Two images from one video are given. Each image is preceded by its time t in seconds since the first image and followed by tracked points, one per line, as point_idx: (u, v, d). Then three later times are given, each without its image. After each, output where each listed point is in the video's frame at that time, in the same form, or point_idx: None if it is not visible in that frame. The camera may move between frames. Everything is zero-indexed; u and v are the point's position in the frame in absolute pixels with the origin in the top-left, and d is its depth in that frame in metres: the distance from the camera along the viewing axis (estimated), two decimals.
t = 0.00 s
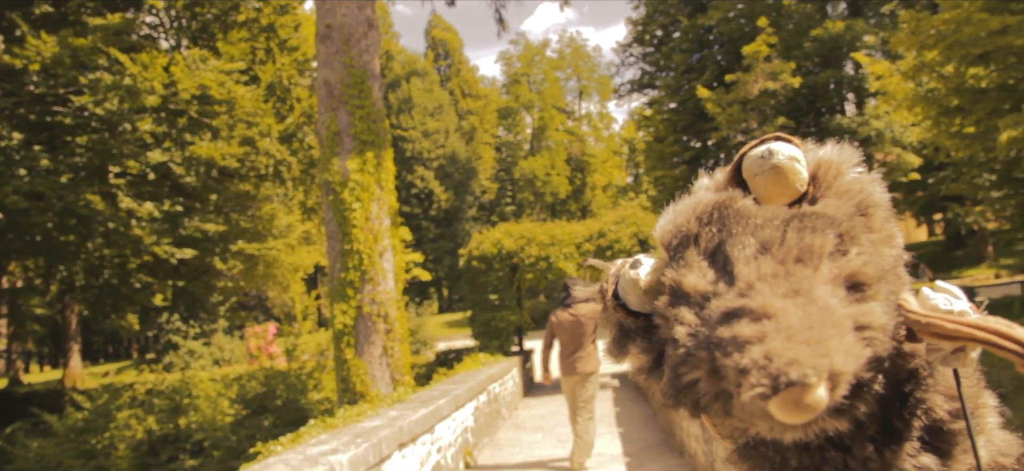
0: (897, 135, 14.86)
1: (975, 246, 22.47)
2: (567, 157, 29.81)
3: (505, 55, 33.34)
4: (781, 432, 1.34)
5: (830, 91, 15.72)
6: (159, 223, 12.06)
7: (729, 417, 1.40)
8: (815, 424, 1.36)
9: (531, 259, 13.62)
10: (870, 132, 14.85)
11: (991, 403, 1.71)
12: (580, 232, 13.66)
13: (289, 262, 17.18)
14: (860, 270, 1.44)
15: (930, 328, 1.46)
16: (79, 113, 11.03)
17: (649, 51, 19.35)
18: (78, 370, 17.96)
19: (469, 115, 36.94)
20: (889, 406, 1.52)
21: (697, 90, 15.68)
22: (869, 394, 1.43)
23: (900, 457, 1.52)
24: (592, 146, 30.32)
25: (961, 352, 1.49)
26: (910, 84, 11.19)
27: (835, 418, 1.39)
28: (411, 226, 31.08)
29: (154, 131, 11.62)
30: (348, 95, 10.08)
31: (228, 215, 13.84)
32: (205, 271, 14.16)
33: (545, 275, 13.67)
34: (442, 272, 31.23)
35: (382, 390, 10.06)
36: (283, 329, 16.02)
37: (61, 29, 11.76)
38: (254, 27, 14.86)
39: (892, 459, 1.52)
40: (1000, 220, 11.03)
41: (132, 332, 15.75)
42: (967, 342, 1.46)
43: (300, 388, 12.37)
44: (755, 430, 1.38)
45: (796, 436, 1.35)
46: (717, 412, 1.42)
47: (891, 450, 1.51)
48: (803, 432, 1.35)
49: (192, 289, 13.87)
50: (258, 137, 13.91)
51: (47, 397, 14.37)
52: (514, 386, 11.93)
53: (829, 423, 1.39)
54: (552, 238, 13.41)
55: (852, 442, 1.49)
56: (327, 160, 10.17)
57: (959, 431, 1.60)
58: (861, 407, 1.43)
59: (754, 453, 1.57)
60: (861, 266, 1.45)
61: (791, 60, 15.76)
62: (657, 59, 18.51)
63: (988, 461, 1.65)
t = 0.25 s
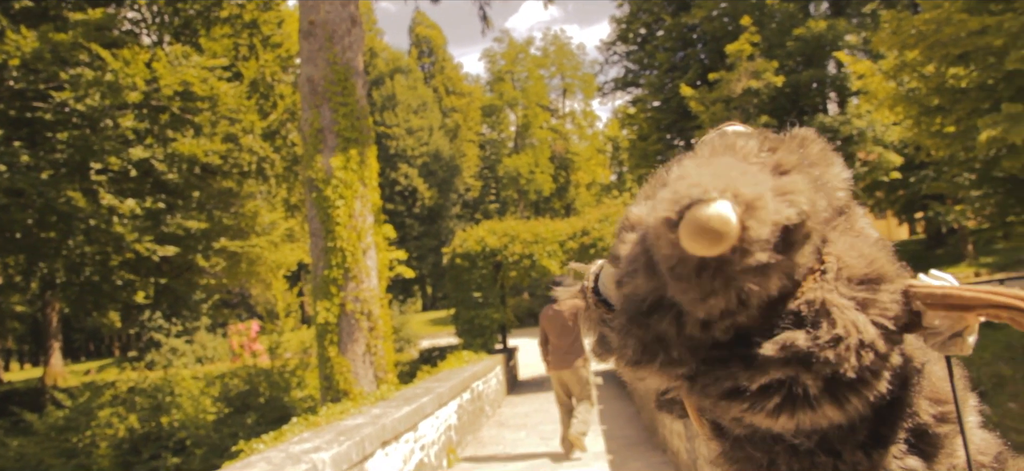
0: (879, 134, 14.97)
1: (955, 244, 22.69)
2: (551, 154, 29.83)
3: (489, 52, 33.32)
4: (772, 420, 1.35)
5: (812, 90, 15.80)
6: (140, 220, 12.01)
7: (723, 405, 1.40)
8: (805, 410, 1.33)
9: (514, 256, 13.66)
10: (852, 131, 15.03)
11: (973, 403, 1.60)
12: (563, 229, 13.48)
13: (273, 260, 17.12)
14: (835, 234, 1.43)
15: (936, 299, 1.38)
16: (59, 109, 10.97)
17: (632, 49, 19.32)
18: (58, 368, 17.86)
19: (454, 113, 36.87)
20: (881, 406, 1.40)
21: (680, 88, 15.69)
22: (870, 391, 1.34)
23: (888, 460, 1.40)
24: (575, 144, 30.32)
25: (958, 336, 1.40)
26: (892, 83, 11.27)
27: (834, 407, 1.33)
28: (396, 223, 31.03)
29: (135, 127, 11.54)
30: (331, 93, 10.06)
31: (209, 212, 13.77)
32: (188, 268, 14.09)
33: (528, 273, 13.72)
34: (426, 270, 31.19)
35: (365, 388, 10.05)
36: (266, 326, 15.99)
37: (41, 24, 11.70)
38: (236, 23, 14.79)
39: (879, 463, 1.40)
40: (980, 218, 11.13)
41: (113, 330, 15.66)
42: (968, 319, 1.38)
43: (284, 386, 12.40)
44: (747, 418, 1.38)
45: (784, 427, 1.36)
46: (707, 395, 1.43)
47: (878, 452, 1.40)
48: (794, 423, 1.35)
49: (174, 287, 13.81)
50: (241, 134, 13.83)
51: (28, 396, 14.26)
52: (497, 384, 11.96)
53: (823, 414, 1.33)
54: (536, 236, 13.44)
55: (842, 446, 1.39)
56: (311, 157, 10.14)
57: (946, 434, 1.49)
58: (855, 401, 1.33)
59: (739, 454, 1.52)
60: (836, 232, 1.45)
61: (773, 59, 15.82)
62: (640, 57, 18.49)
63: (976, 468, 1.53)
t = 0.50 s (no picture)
0: (870, 132, 15.03)
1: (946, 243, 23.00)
2: (543, 152, 29.84)
3: (481, 50, 33.29)
4: (771, 412, 1.18)
5: (803, 88, 15.84)
6: (131, 218, 11.98)
7: (722, 397, 1.23)
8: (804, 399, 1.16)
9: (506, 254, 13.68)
10: (843, 129, 15.11)
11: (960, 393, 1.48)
12: (555, 227, 13.60)
13: (264, 257, 17.10)
14: (846, 227, 1.27)
15: (922, 280, 1.31)
16: (49, 106, 10.96)
17: (623, 47, 19.30)
18: (50, 367, 17.82)
19: (446, 110, 36.90)
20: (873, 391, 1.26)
21: (671, 87, 15.71)
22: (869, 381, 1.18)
23: (877, 451, 1.25)
24: (567, 142, 30.41)
25: (944, 324, 1.29)
26: (882, 81, 11.30)
27: (834, 399, 1.17)
28: (387, 221, 31.07)
29: (126, 124, 11.49)
30: (323, 90, 10.03)
31: (201, 210, 13.74)
32: (179, 266, 14.08)
33: (520, 271, 13.74)
34: (418, 267, 31.20)
35: (357, 386, 10.05)
36: (258, 324, 15.99)
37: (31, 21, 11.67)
38: (227, 21, 14.76)
39: (870, 453, 1.25)
40: (970, 216, 11.17)
41: (105, 328, 15.66)
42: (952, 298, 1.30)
43: (275, 384, 12.40)
44: (746, 411, 1.21)
45: (784, 418, 1.19)
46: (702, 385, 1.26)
47: (869, 443, 1.25)
48: (794, 415, 1.18)
49: (166, 285, 13.79)
50: (232, 131, 13.82)
51: (19, 394, 14.23)
52: (490, 382, 11.97)
53: (822, 404, 1.17)
54: (528, 234, 13.43)
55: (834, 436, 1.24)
56: (301, 154, 10.12)
57: (934, 425, 1.35)
58: (855, 393, 1.17)
59: (732, 446, 1.36)
60: (848, 227, 1.28)
61: (764, 57, 15.85)
62: (631, 55, 18.57)
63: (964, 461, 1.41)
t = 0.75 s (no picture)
0: (870, 132, 15.04)
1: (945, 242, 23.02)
2: (543, 152, 29.85)
3: (481, 49, 33.28)
4: (770, 400, 1.11)
5: (804, 87, 15.83)
6: (131, 217, 11.98)
7: (720, 385, 1.14)
8: (806, 386, 1.09)
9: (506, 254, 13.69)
10: (843, 128, 15.12)
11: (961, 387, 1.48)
12: (556, 226, 13.61)
13: (265, 256, 17.10)
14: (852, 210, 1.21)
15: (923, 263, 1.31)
16: (50, 105, 10.97)
17: (624, 47, 19.28)
18: (50, 365, 17.82)
19: (446, 110, 36.93)
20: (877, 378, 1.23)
21: (672, 86, 15.71)
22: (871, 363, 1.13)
23: (879, 438, 1.23)
24: (568, 141, 30.59)
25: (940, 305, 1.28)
26: (882, 80, 11.30)
27: (833, 386, 1.10)
28: (388, 220, 31.10)
29: (127, 124, 11.49)
30: (323, 90, 10.04)
31: (201, 209, 13.75)
32: (180, 265, 14.08)
33: (521, 270, 13.75)
34: (419, 267, 31.22)
35: (357, 385, 10.05)
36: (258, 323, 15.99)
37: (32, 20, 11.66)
38: (228, 20, 14.76)
39: (868, 440, 1.22)
40: (970, 215, 11.18)
41: (106, 327, 15.66)
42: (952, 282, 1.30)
43: (276, 383, 12.41)
44: (744, 399, 1.14)
45: (783, 408, 1.12)
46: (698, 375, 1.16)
47: (870, 429, 1.23)
48: (794, 404, 1.12)
49: (166, 284, 13.79)
50: (233, 131, 13.84)
51: (19, 393, 14.23)
52: (490, 381, 11.99)
53: (823, 391, 1.10)
54: (528, 233, 13.44)
55: (834, 422, 1.21)
56: (302, 154, 10.12)
57: (932, 412, 1.33)
58: (859, 376, 1.11)
59: (732, 433, 1.31)
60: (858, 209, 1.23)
61: (765, 56, 15.85)
62: (632, 54, 18.57)
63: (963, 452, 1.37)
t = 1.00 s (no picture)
0: (870, 132, 15.07)
1: (946, 243, 22.97)
2: (542, 152, 29.82)
3: (481, 49, 33.26)
4: (769, 404, 1.32)
5: (804, 88, 15.83)
6: (131, 216, 11.98)
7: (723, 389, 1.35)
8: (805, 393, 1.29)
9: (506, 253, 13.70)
10: (844, 129, 15.14)
11: (959, 384, 1.67)
12: (556, 226, 13.63)
13: (265, 256, 17.09)
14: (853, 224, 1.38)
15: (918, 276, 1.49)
16: (50, 104, 10.96)
17: (624, 46, 19.27)
18: (50, 364, 17.81)
19: (446, 110, 36.93)
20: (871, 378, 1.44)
21: (672, 86, 15.70)
22: (859, 367, 1.32)
23: (875, 431, 1.44)
24: (568, 141, 30.60)
25: (925, 317, 1.46)
26: (882, 81, 11.30)
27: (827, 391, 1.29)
28: (387, 220, 31.09)
29: (127, 123, 11.49)
30: (324, 89, 10.04)
31: (201, 208, 13.75)
32: (180, 264, 14.08)
33: (521, 270, 13.76)
34: (418, 266, 31.19)
35: (357, 384, 10.05)
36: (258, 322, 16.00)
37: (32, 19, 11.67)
38: (229, 18, 14.76)
39: (867, 432, 1.43)
40: (970, 216, 11.20)
41: (105, 326, 15.66)
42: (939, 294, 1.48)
43: (276, 382, 12.42)
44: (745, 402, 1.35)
45: (782, 410, 1.33)
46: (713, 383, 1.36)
47: (867, 424, 1.43)
48: (792, 406, 1.32)
49: (166, 283, 13.80)
50: (233, 130, 13.83)
51: (19, 391, 14.23)
52: (490, 381, 12.01)
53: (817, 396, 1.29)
54: (528, 233, 13.46)
55: (830, 417, 1.41)
56: (302, 153, 10.11)
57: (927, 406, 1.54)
58: (850, 380, 1.31)
59: (730, 430, 1.51)
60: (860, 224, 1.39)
61: (765, 57, 15.85)
62: (632, 54, 18.55)
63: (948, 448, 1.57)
